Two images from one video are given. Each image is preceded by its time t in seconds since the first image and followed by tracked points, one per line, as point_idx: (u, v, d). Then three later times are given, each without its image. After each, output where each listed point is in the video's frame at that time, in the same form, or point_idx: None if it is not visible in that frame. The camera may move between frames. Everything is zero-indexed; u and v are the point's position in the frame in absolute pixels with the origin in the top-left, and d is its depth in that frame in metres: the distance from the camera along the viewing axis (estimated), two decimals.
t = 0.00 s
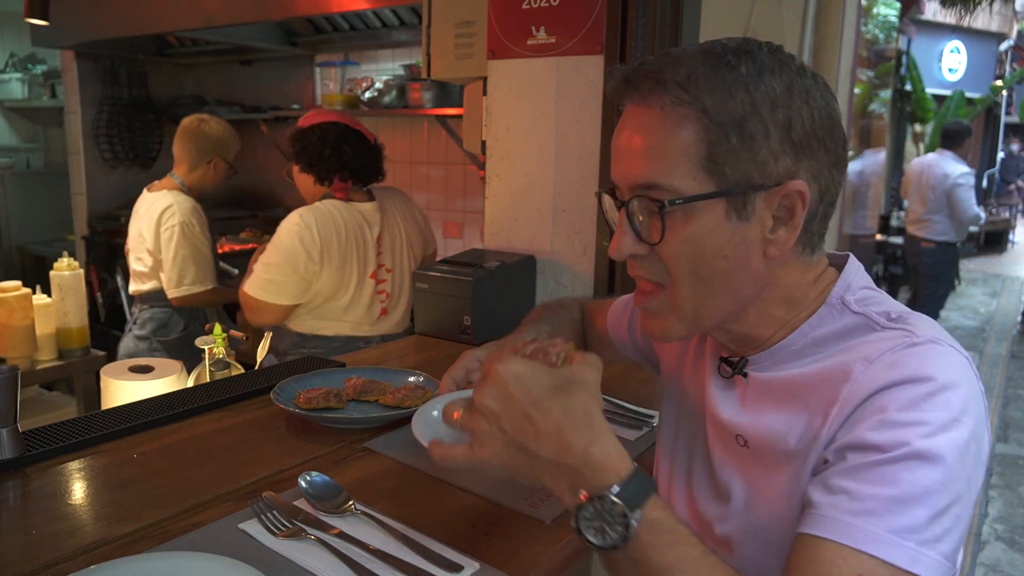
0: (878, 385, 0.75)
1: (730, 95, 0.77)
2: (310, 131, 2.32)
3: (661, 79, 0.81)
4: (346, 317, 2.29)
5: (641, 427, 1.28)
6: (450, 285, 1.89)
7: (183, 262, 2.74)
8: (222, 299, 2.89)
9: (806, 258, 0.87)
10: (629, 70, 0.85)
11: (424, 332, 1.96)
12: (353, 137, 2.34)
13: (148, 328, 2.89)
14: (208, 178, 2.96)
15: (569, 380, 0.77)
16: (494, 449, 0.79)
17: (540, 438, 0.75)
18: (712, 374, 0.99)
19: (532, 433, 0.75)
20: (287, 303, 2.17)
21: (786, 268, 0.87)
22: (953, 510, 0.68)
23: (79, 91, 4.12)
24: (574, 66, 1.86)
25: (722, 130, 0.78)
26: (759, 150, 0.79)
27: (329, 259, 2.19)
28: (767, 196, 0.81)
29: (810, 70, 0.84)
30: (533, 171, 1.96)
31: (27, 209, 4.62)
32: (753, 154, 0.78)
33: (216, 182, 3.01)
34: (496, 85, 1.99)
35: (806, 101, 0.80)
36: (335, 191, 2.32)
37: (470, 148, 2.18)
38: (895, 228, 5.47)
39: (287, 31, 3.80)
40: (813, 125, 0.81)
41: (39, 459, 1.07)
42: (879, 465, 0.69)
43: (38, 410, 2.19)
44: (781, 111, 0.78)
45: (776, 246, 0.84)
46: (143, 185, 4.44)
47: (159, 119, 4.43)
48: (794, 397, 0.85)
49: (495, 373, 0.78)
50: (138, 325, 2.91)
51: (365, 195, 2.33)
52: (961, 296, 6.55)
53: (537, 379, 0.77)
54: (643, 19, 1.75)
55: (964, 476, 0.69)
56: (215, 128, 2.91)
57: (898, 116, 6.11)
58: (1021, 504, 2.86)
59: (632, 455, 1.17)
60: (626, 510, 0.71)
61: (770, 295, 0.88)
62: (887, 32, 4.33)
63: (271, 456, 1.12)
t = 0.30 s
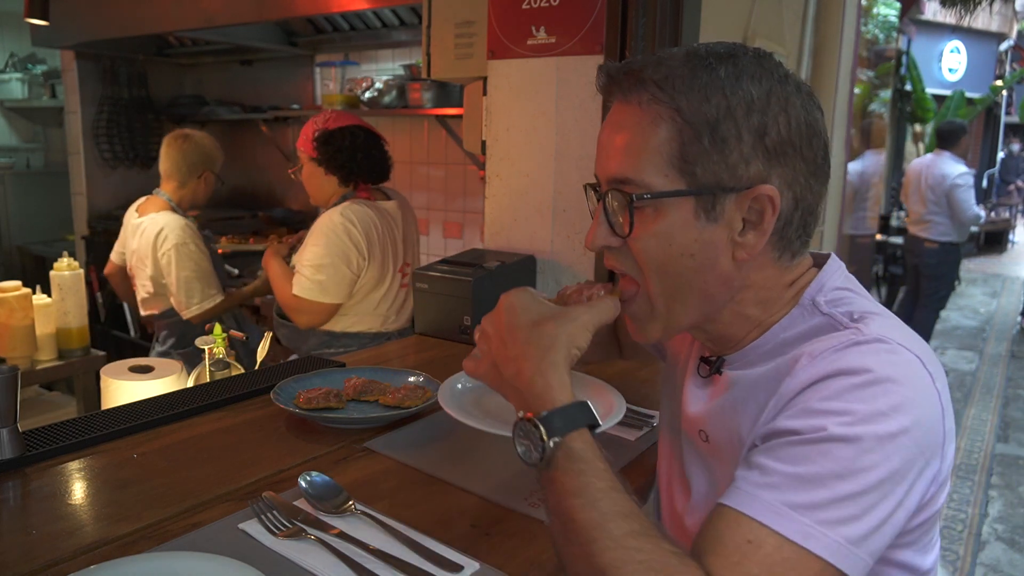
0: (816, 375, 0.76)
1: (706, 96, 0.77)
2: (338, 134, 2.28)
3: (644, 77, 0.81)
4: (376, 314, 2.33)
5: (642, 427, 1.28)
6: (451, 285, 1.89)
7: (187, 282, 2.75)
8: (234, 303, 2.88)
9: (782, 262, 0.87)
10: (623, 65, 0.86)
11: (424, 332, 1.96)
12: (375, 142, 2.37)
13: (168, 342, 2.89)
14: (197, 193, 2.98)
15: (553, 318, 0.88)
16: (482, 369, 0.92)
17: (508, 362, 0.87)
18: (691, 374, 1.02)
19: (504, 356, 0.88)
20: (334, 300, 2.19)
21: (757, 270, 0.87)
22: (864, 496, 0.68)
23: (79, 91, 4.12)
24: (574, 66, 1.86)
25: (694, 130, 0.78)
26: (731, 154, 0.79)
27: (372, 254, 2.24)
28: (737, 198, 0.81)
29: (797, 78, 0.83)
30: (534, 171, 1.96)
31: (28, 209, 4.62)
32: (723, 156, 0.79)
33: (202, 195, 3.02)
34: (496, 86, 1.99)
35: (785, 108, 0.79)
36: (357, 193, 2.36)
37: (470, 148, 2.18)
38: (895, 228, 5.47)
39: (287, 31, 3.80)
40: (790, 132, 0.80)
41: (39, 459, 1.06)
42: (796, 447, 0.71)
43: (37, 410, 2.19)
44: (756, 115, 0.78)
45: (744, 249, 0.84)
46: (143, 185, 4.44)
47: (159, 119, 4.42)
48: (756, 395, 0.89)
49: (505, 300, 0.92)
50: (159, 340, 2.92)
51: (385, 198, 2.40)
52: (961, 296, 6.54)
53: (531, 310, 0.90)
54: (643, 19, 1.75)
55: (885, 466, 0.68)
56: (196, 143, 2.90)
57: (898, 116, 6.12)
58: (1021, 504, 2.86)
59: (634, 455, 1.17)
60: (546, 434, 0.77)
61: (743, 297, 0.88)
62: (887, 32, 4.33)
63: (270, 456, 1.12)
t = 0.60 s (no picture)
0: (785, 362, 0.78)
1: (698, 93, 0.79)
2: (320, 136, 2.30)
3: (644, 72, 0.83)
4: (361, 314, 2.34)
5: (642, 427, 1.28)
6: (451, 285, 1.89)
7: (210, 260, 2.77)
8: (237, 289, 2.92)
9: (768, 262, 0.88)
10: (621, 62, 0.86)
11: (424, 332, 1.96)
12: (358, 145, 2.39)
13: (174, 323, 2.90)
14: (219, 179, 2.98)
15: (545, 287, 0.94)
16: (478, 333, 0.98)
17: (498, 326, 0.93)
18: (677, 372, 1.04)
19: (494, 324, 0.94)
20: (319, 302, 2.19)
21: (741, 268, 0.88)
22: (819, 473, 0.69)
23: (79, 91, 4.11)
24: (574, 66, 1.86)
25: (684, 126, 0.80)
26: (718, 151, 0.80)
27: (359, 256, 2.25)
28: (722, 195, 0.83)
29: (794, 83, 0.84)
30: (535, 171, 1.96)
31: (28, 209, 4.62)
32: (711, 153, 0.81)
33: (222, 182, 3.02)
34: (496, 86, 1.99)
35: (776, 110, 0.80)
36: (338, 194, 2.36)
37: (470, 148, 2.18)
38: (895, 228, 5.47)
39: (287, 31, 3.79)
40: (780, 134, 0.81)
41: (39, 459, 1.07)
42: (758, 426, 0.73)
43: (38, 410, 2.19)
44: (747, 115, 0.79)
45: (727, 247, 0.86)
46: (143, 185, 4.45)
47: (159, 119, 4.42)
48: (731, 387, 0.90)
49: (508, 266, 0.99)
50: (164, 320, 2.93)
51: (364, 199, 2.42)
52: (962, 296, 6.54)
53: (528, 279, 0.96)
54: (643, 19, 1.74)
55: (842, 448, 0.70)
56: (221, 129, 2.93)
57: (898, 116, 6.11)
58: (1021, 504, 2.86)
59: (633, 456, 1.17)
60: (518, 391, 0.83)
61: (728, 292, 0.90)
62: (888, 32, 4.33)
63: (270, 456, 1.12)
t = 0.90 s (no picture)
0: (777, 354, 0.79)
1: (700, 90, 0.79)
2: (258, 137, 2.31)
3: (646, 67, 0.84)
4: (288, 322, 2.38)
5: (642, 427, 1.28)
6: (450, 285, 1.89)
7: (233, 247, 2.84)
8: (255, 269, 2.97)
9: (766, 260, 0.88)
10: (622, 59, 0.86)
11: (424, 332, 1.96)
12: (299, 146, 2.40)
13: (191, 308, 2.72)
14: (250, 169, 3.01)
15: (539, 277, 0.97)
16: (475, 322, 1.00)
17: (493, 315, 0.96)
18: (676, 367, 1.04)
19: (492, 311, 0.96)
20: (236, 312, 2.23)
21: (738, 265, 0.88)
22: (807, 462, 0.69)
23: (79, 91, 4.11)
24: (574, 66, 1.86)
25: (685, 121, 0.81)
26: (718, 147, 0.81)
27: (285, 266, 2.27)
28: (721, 191, 0.83)
29: (795, 84, 0.84)
30: (535, 171, 1.96)
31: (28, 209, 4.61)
32: (711, 148, 0.81)
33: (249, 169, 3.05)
34: (496, 85, 1.99)
35: (776, 108, 0.80)
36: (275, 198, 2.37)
37: (470, 148, 2.18)
38: (895, 228, 5.48)
39: (286, 31, 3.79)
40: (780, 132, 0.81)
41: (38, 459, 1.06)
42: (748, 415, 0.73)
43: (38, 410, 2.19)
44: (747, 112, 0.80)
45: (724, 243, 0.86)
46: (143, 185, 4.45)
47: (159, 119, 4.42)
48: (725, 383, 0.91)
49: (505, 258, 1.02)
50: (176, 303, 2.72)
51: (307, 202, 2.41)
52: (962, 296, 6.54)
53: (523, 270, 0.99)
54: (643, 19, 1.74)
55: (832, 437, 0.70)
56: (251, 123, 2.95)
57: (897, 116, 6.14)
58: (1021, 504, 2.85)
59: (633, 456, 1.17)
60: (507, 376, 0.86)
61: (724, 289, 0.90)
62: (888, 32, 4.33)
63: (270, 456, 1.12)
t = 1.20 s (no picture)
0: (771, 354, 0.79)
1: (694, 89, 0.80)
2: (202, 130, 2.49)
3: (640, 66, 0.84)
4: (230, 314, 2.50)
5: (642, 427, 1.28)
6: (450, 285, 1.89)
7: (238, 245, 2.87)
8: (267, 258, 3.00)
9: (760, 260, 0.88)
10: (617, 59, 0.87)
11: (424, 332, 1.96)
12: (245, 139, 2.57)
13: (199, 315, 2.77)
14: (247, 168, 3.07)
15: (522, 284, 0.96)
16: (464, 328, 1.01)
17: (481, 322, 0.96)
18: (673, 368, 1.04)
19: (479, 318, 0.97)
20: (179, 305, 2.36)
21: (732, 264, 0.88)
22: (801, 463, 0.69)
23: (79, 91, 4.11)
24: (574, 66, 1.86)
25: (679, 120, 0.81)
26: (712, 146, 0.81)
27: (226, 260, 2.40)
28: (714, 189, 0.83)
29: (788, 84, 0.84)
30: (535, 171, 1.96)
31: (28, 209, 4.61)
32: (705, 147, 0.81)
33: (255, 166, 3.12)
34: (496, 85, 1.99)
35: (769, 108, 0.81)
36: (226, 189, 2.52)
37: (470, 148, 2.18)
38: (895, 228, 5.48)
39: (287, 31, 3.79)
40: (773, 131, 0.81)
41: (39, 459, 1.07)
42: (741, 416, 0.73)
43: (37, 410, 2.19)
44: (740, 111, 0.80)
45: (719, 241, 0.85)
46: (143, 184, 4.44)
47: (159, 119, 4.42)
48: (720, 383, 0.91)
49: (491, 266, 1.03)
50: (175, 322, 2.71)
51: (255, 194, 2.55)
52: (962, 296, 6.54)
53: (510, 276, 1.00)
54: (643, 19, 1.74)
55: (826, 437, 0.70)
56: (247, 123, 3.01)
57: (897, 116, 6.14)
58: (1021, 504, 2.85)
59: (632, 456, 1.17)
60: (493, 393, 0.86)
61: (719, 288, 0.90)
62: (888, 32, 4.34)
63: (270, 456, 1.12)
